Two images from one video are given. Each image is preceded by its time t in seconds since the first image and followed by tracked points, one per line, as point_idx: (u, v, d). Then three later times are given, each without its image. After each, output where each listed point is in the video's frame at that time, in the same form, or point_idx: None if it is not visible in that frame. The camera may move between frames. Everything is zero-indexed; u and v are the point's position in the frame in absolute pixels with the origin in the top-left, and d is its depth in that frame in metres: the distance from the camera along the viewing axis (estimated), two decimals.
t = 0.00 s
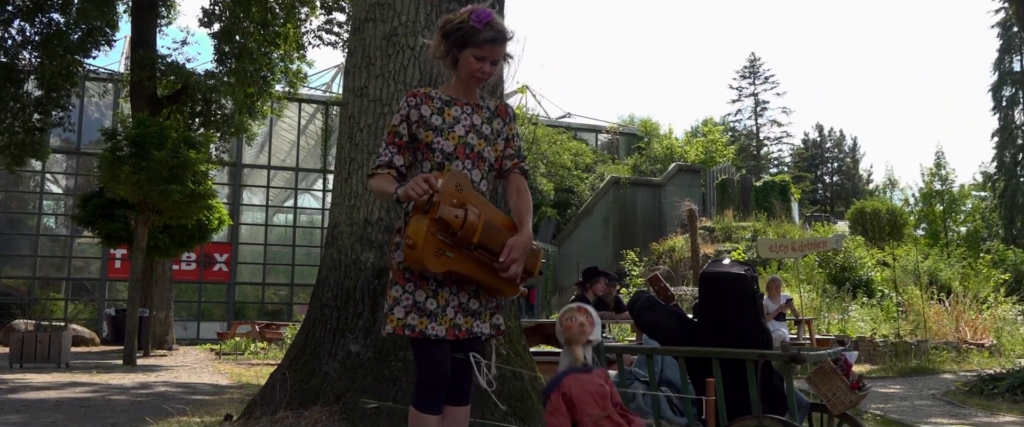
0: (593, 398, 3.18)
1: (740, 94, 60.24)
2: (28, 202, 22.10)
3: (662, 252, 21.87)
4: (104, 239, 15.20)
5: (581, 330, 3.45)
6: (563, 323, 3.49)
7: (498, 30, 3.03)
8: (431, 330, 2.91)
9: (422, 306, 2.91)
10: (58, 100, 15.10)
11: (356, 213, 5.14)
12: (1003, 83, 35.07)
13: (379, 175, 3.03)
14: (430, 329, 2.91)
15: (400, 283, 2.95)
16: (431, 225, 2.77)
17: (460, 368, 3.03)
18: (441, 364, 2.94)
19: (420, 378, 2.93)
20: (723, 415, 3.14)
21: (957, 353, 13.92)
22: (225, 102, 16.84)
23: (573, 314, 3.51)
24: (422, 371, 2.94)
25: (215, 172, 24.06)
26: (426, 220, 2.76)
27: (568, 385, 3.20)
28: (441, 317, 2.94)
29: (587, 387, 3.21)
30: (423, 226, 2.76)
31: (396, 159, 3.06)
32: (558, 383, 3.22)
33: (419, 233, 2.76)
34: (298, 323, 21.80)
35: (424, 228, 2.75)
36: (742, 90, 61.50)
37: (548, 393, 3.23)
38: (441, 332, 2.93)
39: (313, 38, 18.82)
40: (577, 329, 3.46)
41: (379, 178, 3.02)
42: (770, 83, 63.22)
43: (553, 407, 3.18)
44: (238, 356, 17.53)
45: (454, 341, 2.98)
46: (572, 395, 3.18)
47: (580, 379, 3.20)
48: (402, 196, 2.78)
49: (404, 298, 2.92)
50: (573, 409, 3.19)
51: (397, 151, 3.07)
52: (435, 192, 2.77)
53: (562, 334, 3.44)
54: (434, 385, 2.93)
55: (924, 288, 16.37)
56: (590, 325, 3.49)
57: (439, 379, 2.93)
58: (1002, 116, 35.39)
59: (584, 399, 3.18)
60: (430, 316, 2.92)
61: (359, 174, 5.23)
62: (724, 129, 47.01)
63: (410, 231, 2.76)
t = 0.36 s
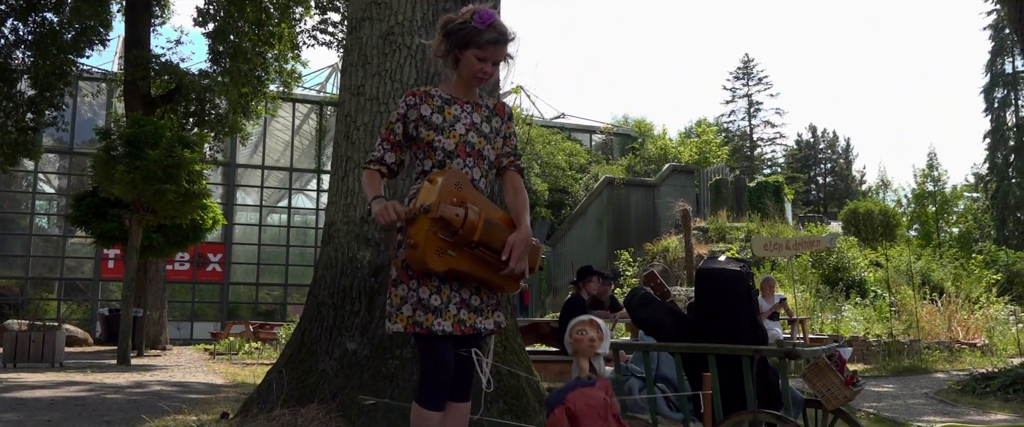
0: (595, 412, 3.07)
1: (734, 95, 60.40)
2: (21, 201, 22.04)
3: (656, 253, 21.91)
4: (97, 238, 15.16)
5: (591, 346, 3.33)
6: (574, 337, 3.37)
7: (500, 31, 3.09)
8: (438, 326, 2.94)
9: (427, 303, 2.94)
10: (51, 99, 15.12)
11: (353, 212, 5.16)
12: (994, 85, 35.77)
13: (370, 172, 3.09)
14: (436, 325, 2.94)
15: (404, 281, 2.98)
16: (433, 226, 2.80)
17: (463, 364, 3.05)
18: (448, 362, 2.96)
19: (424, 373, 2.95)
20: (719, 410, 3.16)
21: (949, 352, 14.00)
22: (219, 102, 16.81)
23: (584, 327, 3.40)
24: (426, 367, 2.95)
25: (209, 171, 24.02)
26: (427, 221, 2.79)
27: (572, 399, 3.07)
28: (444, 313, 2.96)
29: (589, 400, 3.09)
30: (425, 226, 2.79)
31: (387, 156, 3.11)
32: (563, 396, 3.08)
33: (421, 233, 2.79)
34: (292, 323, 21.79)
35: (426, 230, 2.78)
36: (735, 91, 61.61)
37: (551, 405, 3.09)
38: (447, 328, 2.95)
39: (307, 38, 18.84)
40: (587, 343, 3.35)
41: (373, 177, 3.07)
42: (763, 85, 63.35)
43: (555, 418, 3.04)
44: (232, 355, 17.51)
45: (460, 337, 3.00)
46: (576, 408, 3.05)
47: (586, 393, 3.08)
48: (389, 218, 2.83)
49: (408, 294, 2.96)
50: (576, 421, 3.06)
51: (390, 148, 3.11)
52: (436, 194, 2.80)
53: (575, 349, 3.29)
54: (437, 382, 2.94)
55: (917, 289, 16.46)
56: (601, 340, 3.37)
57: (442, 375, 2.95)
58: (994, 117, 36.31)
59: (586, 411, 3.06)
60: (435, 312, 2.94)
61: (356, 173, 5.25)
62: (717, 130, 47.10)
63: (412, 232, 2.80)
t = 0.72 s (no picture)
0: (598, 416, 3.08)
1: (725, 98, 60.59)
2: (11, 202, 21.98)
3: (648, 255, 21.98)
4: (89, 239, 15.14)
5: (577, 355, 3.32)
6: (558, 351, 3.35)
7: (499, 36, 3.14)
8: (443, 322, 3.01)
9: (432, 299, 3.02)
10: (42, 99, 15.08)
11: (350, 210, 5.19)
12: (983, 89, 35.79)
13: (383, 175, 3.10)
14: (442, 321, 3.01)
15: (407, 279, 3.05)
16: (436, 223, 2.89)
17: (470, 361, 3.13)
18: (456, 359, 3.04)
19: (432, 371, 3.03)
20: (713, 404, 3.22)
21: (938, 353, 14.12)
22: (212, 102, 16.82)
23: (565, 339, 3.38)
24: (435, 365, 3.03)
25: (201, 172, 23.99)
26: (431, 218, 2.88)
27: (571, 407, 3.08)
28: (450, 309, 3.04)
29: (589, 408, 3.10)
30: (428, 223, 2.89)
31: (399, 159, 3.14)
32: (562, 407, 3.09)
33: (426, 231, 2.88)
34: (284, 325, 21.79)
35: (429, 227, 2.88)
36: (727, 94, 61.74)
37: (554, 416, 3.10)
38: (452, 324, 3.02)
39: (300, 39, 18.84)
40: (573, 353, 3.34)
41: (386, 180, 3.08)
42: (754, 88, 63.53)
43: None
44: (224, 356, 17.52)
45: (466, 334, 3.09)
46: (577, 414, 3.06)
47: (582, 399, 3.10)
48: (423, 203, 2.81)
49: (413, 292, 3.03)
50: None
51: (400, 150, 3.14)
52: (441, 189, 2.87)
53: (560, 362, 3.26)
54: (446, 379, 3.02)
55: (906, 290, 16.58)
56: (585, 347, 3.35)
57: (451, 370, 3.02)
58: (983, 120, 36.37)
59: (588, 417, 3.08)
60: (441, 309, 3.02)
61: (352, 172, 5.28)
62: (709, 133, 47.23)
63: (417, 229, 2.88)
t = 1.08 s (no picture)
0: (572, 397, 3.12)
1: (694, 102, 61.02)
2: None
3: (617, 256, 22.10)
4: (53, 238, 14.93)
5: (579, 333, 3.41)
6: (563, 322, 3.44)
7: (488, 37, 3.19)
8: (416, 322, 3.03)
9: (408, 298, 3.03)
10: (4, 96, 14.83)
11: (326, 211, 5.20)
12: (945, 94, 36.17)
13: (354, 165, 3.14)
14: (415, 321, 3.03)
15: (385, 277, 3.05)
16: (422, 221, 2.89)
17: (442, 360, 3.15)
18: (426, 356, 3.06)
19: (403, 370, 3.04)
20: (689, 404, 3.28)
21: (902, 354, 14.35)
22: (179, 101, 16.67)
23: (574, 315, 3.47)
24: (406, 364, 3.04)
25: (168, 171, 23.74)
26: (417, 216, 2.87)
27: (555, 378, 3.10)
28: (424, 310, 3.05)
29: (568, 384, 3.14)
30: (415, 220, 2.87)
31: (372, 152, 3.18)
32: (545, 374, 3.09)
33: (410, 228, 2.87)
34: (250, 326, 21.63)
35: (415, 225, 2.86)
36: (696, 98, 62.24)
37: (529, 380, 3.09)
38: (425, 324, 3.05)
39: (270, 38, 18.72)
40: (575, 329, 3.43)
41: (357, 169, 3.13)
42: (722, 91, 64.10)
43: (532, 393, 3.05)
44: (190, 357, 17.36)
45: (437, 333, 3.10)
46: (557, 389, 3.09)
47: (568, 376, 3.12)
48: (380, 198, 2.88)
49: (390, 291, 3.03)
50: (552, 402, 3.10)
51: (374, 143, 3.19)
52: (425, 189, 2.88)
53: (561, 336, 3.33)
54: (417, 377, 3.04)
55: (870, 293, 16.82)
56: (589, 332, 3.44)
57: (421, 368, 3.04)
58: (946, 126, 36.36)
59: (563, 394, 3.11)
60: (416, 309, 3.03)
61: (329, 172, 5.28)
62: (678, 136, 47.55)
63: (400, 226, 2.87)
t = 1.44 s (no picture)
0: (551, 380, 3.28)
1: (652, 102, 61.52)
2: None
3: (576, 254, 22.25)
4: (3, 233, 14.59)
5: (552, 317, 3.54)
6: (535, 309, 3.57)
7: (439, 22, 3.32)
8: (393, 320, 3.05)
9: (384, 298, 3.05)
10: None
11: (296, 209, 5.20)
12: (895, 98, 37.07)
13: (344, 168, 3.15)
14: (391, 320, 3.05)
15: (362, 276, 3.08)
16: (396, 228, 2.92)
17: (419, 357, 3.18)
18: (400, 354, 3.08)
19: (381, 367, 3.07)
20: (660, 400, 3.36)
21: (854, 351, 14.68)
22: (134, 94, 16.41)
23: (544, 301, 3.59)
24: (383, 360, 3.07)
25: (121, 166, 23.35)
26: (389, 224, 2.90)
27: (531, 366, 3.26)
28: (401, 309, 3.08)
29: (545, 368, 3.30)
30: (389, 227, 2.90)
31: (361, 153, 3.19)
32: (523, 361, 3.27)
33: (384, 233, 2.91)
34: (206, 323, 21.39)
35: (389, 229, 2.90)
36: (654, 98, 62.77)
37: (509, 369, 3.28)
38: (401, 323, 3.07)
39: (229, 32, 18.53)
40: (547, 315, 3.55)
41: (349, 174, 3.13)
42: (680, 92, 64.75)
43: (514, 383, 3.24)
44: (146, 355, 17.13)
45: (414, 332, 3.13)
46: (534, 375, 3.25)
47: (543, 360, 3.28)
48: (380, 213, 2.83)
49: (366, 290, 3.05)
50: (532, 387, 3.27)
51: (362, 145, 3.20)
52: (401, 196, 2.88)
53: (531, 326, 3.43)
54: (393, 375, 3.07)
55: (823, 292, 17.15)
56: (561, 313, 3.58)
57: (398, 367, 3.07)
58: (895, 129, 37.28)
59: (541, 379, 3.27)
60: (392, 308, 3.06)
61: (297, 170, 5.27)
62: (636, 135, 47.93)
63: (374, 232, 2.91)
